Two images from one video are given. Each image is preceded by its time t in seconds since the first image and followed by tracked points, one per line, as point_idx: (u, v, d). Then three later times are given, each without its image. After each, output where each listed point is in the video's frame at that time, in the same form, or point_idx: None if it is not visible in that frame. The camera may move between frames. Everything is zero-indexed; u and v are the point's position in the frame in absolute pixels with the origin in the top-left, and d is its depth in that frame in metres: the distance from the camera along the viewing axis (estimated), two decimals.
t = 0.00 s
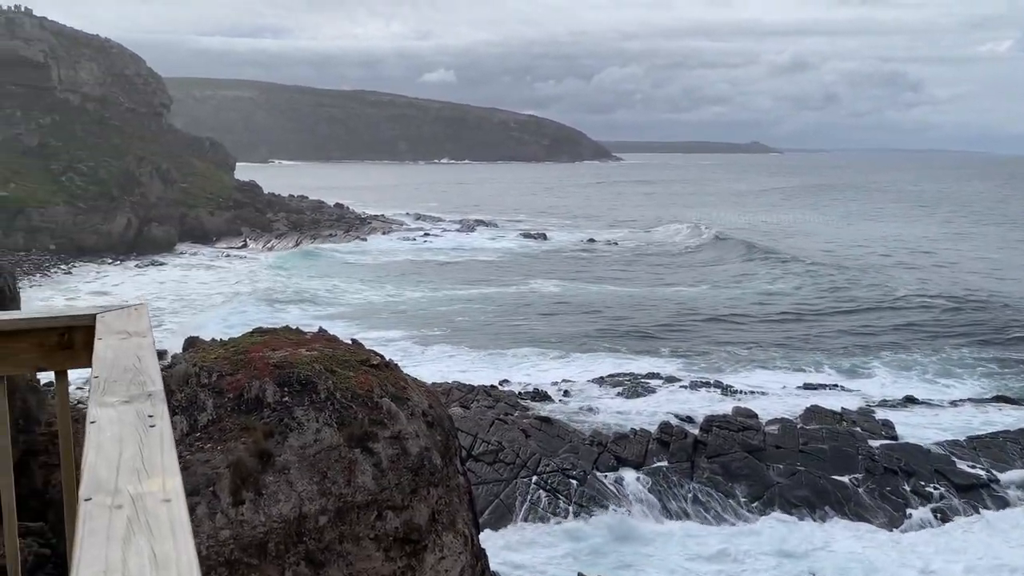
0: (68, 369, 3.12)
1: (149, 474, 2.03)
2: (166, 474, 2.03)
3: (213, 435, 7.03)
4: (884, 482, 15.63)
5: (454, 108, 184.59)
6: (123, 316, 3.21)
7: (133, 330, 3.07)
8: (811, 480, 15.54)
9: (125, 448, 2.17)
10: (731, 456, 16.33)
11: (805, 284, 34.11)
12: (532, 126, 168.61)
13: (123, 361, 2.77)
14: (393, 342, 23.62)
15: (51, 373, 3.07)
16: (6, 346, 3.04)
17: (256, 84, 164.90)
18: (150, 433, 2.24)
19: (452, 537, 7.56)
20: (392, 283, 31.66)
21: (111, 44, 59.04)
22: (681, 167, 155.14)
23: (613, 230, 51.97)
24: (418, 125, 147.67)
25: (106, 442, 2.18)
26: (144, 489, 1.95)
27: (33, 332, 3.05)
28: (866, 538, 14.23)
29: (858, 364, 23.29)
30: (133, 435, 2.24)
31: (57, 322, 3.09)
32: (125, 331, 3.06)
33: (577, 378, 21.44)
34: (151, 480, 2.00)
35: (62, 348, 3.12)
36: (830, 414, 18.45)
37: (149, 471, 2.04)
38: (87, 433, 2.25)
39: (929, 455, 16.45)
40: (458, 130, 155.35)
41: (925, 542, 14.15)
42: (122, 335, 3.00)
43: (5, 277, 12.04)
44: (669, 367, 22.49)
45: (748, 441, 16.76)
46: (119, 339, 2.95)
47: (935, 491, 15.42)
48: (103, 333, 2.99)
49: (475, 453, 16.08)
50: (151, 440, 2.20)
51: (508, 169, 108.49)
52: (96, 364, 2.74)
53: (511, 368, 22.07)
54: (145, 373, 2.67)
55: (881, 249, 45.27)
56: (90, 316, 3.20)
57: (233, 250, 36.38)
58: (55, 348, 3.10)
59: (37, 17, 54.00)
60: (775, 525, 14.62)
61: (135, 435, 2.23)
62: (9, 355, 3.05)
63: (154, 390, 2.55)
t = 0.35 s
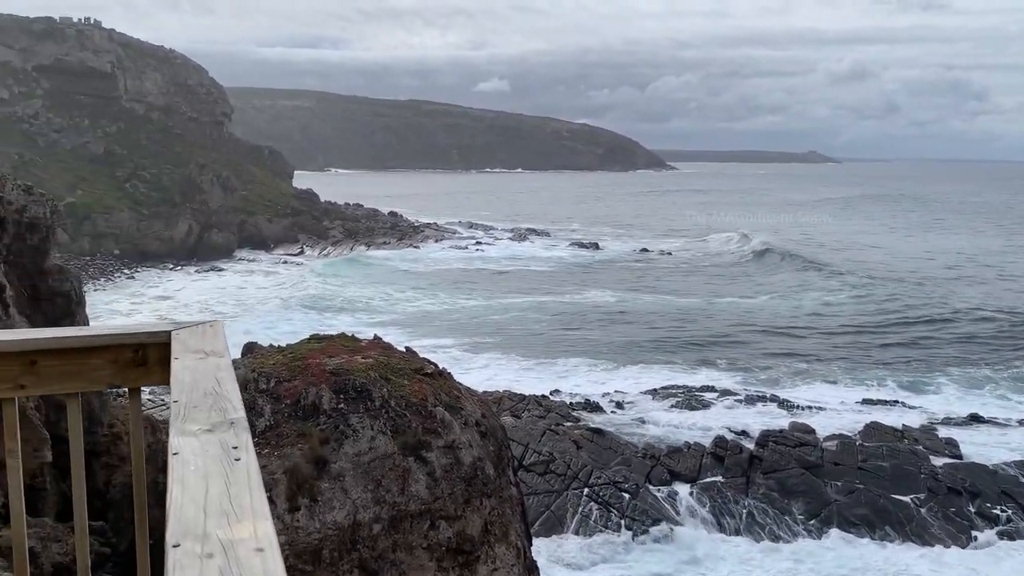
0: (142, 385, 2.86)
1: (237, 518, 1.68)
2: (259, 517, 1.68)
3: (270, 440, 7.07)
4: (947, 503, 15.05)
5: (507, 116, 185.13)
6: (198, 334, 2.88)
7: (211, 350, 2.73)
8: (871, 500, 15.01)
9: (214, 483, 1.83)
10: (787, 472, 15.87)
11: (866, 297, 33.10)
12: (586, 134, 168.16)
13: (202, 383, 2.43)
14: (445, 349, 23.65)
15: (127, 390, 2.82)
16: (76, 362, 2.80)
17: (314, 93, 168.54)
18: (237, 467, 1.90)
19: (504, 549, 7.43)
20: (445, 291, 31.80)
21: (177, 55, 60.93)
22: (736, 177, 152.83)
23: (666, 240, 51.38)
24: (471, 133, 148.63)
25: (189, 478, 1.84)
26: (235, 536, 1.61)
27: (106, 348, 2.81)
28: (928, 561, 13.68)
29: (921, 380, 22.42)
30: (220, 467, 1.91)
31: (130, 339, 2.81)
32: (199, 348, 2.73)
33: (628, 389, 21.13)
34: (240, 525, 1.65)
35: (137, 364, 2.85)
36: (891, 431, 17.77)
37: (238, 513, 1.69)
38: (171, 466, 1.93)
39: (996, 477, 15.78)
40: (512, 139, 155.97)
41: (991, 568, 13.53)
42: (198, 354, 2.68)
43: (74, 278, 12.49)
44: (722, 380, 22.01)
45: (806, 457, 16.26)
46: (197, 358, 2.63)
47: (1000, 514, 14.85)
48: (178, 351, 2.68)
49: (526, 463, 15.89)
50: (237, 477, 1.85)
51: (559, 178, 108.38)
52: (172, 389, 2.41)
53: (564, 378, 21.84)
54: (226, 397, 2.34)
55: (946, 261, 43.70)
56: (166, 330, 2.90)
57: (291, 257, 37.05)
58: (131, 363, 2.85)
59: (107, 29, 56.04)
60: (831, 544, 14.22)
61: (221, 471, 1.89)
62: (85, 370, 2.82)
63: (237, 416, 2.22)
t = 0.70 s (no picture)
0: (226, 401, 2.59)
1: (354, 561, 1.42)
2: (381, 562, 1.43)
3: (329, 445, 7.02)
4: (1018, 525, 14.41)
5: (563, 123, 185.01)
6: (284, 346, 2.58)
7: (298, 364, 2.47)
8: (937, 518, 14.43)
9: (323, 523, 1.57)
10: (849, 488, 15.38)
11: (934, 309, 31.92)
12: (642, 142, 166.91)
13: (296, 402, 2.18)
14: (499, 356, 23.60)
15: (211, 407, 2.56)
16: (160, 375, 2.51)
17: (373, 103, 171.55)
18: (346, 502, 1.65)
19: (561, 560, 7.24)
20: (500, 298, 31.79)
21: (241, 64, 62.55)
22: (795, 185, 149.71)
23: (723, 249, 50.55)
24: (526, 139, 148.99)
25: (297, 512, 1.60)
26: None
27: (191, 361, 2.53)
28: None
29: (993, 396, 21.44)
30: (327, 498, 1.67)
31: (216, 351, 2.54)
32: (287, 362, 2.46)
33: (684, 401, 20.71)
34: (357, 571, 1.39)
35: (222, 378, 2.57)
36: (959, 448, 17.04)
37: (355, 557, 1.43)
38: (275, 497, 1.70)
39: None
40: (566, 147, 155.86)
41: None
42: (287, 369, 2.42)
43: (141, 281, 12.77)
44: (781, 393, 21.43)
45: (868, 473, 15.74)
46: (286, 374, 2.36)
47: None
48: (266, 367, 2.39)
49: (581, 473, 15.59)
50: (347, 513, 1.59)
51: (614, 186, 107.75)
52: (262, 409, 2.17)
53: (620, 388, 21.52)
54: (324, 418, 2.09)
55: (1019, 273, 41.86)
56: (251, 341, 2.61)
57: (348, 263, 37.55)
58: (217, 377, 2.57)
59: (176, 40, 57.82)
60: (896, 562, 13.63)
61: (327, 504, 1.64)
62: (168, 385, 2.54)
63: (338, 440, 1.97)
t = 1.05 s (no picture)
0: (302, 419, 2.37)
1: None
2: None
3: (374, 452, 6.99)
4: None
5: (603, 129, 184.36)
6: (363, 361, 2.30)
7: (381, 384, 2.16)
8: (992, 534, 13.90)
9: (437, 566, 1.26)
10: (900, 501, 14.90)
11: (989, 316, 30.90)
12: (684, 147, 165.51)
13: (383, 422, 1.89)
14: (541, 362, 23.47)
15: (285, 425, 2.34)
16: (233, 391, 2.34)
17: (416, 110, 173.24)
18: (463, 548, 1.31)
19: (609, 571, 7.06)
20: (542, 304, 31.65)
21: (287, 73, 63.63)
22: (842, 190, 146.92)
23: (768, 256, 49.77)
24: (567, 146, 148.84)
25: (407, 557, 1.28)
26: None
27: (265, 376, 2.34)
28: None
29: None
30: (437, 539, 1.35)
31: (291, 365, 2.33)
32: (368, 379, 2.18)
33: (729, 409, 20.34)
34: None
35: (297, 395, 2.35)
36: (1016, 460, 16.40)
37: None
38: (376, 537, 1.39)
39: None
40: (608, 153, 155.33)
41: None
42: (369, 389, 2.12)
43: (190, 286, 12.94)
44: (829, 402, 20.91)
45: (920, 486, 15.25)
46: (368, 394, 2.07)
47: None
48: (345, 385, 2.12)
49: (625, 483, 15.21)
50: (466, 560, 1.27)
51: (656, 192, 106.96)
52: (347, 434, 1.87)
53: (663, 396, 21.18)
54: (416, 444, 1.78)
55: None
56: (328, 355, 2.37)
57: (391, 269, 37.78)
58: (291, 394, 2.35)
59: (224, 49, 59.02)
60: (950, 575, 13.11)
61: (440, 549, 1.32)
62: (242, 401, 2.35)
63: (437, 469, 1.66)
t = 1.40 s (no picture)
0: (388, 441, 2.22)
1: None
2: None
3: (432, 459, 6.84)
4: None
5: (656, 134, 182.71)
6: (453, 383, 2.15)
7: (475, 409, 1.98)
8: None
9: None
10: (968, 516, 14.27)
11: None
12: (739, 152, 162.96)
13: (487, 455, 1.69)
14: (594, 369, 23.22)
15: (371, 448, 2.20)
16: (318, 413, 2.17)
17: (468, 118, 174.55)
18: None
19: None
20: (595, 311, 31.39)
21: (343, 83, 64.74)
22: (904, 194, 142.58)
23: (827, 262, 48.54)
24: (619, 152, 148.04)
25: None
26: None
27: (350, 399, 2.17)
28: None
29: None
30: None
31: (379, 386, 2.17)
32: (462, 405, 2.00)
33: (788, 418, 19.81)
34: None
35: (383, 416, 2.20)
36: None
37: None
38: None
39: None
40: (661, 159, 153.90)
41: None
42: (463, 415, 1.94)
43: (249, 292, 13.16)
44: (893, 413, 20.18)
45: (989, 500, 14.54)
46: (465, 421, 1.88)
47: None
48: (438, 411, 1.94)
49: (681, 493, 14.76)
50: None
51: (711, 197, 105.45)
52: (450, 466, 1.67)
53: (719, 404, 20.75)
54: (527, 483, 1.57)
55: None
56: (415, 375, 2.21)
57: (443, 275, 38.00)
58: (376, 416, 2.20)
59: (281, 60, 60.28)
60: None
61: None
62: (326, 423, 2.18)
63: (557, 512, 1.44)
